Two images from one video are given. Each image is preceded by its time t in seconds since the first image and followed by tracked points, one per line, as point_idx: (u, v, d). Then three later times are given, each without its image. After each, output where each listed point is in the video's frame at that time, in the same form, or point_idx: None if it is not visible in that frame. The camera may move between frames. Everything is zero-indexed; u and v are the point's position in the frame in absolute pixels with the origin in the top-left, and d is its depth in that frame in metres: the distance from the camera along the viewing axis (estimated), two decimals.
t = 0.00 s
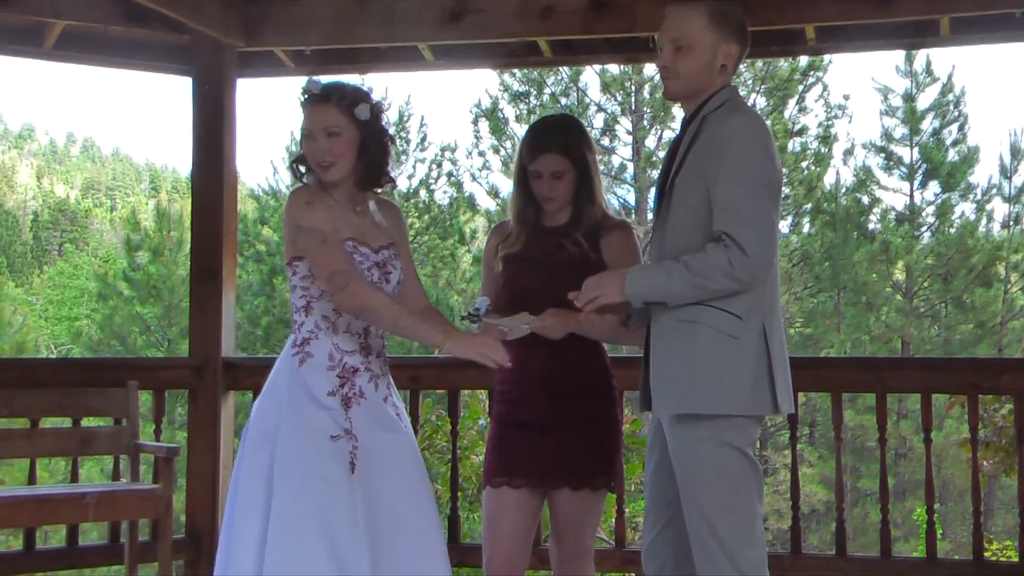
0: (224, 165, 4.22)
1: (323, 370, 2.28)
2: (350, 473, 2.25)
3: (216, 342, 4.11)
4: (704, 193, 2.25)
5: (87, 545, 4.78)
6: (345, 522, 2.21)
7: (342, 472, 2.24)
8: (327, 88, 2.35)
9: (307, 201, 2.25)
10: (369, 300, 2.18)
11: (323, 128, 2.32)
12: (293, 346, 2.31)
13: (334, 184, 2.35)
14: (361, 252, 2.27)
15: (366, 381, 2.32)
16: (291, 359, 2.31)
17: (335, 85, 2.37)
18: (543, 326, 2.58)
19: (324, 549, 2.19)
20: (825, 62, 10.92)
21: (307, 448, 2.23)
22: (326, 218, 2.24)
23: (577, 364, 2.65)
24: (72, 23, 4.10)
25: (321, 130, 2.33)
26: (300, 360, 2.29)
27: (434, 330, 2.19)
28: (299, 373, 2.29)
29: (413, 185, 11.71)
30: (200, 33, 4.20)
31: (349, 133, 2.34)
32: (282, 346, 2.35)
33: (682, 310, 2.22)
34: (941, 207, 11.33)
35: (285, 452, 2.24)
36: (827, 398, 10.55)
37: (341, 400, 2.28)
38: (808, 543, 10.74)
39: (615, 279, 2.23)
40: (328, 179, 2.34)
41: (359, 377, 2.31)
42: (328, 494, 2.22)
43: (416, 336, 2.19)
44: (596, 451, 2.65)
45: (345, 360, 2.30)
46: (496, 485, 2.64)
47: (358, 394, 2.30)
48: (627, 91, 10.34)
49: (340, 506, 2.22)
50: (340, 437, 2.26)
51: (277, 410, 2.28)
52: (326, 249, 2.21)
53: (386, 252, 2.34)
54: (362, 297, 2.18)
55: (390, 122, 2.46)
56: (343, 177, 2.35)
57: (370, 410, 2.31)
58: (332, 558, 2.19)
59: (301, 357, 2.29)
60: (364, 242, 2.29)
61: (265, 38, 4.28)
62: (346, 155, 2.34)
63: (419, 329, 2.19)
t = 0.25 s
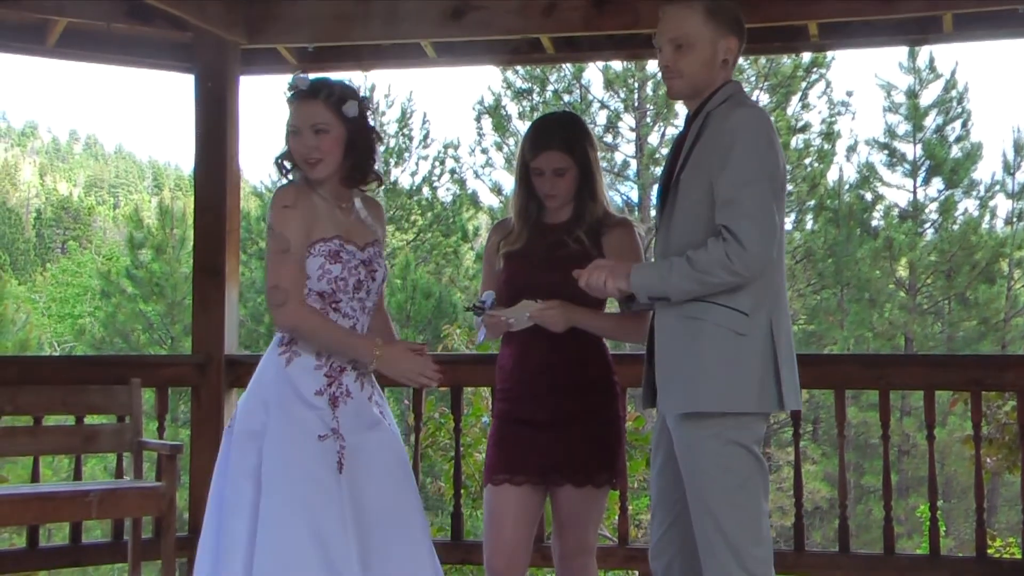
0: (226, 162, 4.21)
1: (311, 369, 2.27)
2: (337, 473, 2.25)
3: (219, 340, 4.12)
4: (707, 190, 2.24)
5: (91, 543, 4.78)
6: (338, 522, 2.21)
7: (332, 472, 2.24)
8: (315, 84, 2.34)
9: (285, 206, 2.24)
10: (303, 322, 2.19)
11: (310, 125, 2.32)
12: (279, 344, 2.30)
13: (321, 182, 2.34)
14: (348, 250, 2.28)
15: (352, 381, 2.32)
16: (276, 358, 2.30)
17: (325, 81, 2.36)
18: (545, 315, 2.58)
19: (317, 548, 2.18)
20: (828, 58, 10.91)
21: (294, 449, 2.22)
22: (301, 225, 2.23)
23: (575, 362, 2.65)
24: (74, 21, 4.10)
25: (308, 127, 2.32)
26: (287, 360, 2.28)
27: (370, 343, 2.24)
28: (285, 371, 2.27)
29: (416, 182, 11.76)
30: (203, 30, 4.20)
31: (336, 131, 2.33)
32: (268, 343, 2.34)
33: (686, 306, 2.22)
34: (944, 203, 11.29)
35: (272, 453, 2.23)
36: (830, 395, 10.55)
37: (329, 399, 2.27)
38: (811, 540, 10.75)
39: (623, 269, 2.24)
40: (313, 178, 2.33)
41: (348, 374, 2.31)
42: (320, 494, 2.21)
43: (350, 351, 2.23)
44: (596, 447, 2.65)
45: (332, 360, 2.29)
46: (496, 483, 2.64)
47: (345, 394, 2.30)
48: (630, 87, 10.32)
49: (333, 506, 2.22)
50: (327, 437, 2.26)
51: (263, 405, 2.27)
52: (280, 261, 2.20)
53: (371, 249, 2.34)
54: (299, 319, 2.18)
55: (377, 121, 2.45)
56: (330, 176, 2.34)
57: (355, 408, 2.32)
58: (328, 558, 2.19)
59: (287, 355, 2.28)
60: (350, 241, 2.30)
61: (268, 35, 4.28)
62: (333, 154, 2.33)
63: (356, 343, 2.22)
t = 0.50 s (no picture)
0: (227, 159, 4.21)
1: (310, 365, 2.27)
2: (338, 467, 2.25)
3: (220, 338, 4.12)
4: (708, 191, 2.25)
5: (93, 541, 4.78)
6: (339, 519, 2.22)
7: (331, 469, 2.24)
8: (302, 82, 2.35)
9: (271, 205, 2.23)
10: (279, 320, 2.19)
11: (298, 123, 2.32)
12: (277, 342, 2.30)
13: (309, 180, 2.35)
14: (340, 244, 2.29)
15: (350, 376, 2.33)
16: (274, 356, 2.29)
17: (312, 78, 2.36)
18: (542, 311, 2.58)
19: (317, 547, 2.19)
20: (828, 55, 10.88)
21: (295, 448, 2.22)
22: (285, 224, 2.23)
23: (575, 358, 2.65)
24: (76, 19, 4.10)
25: (296, 125, 2.33)
26: (285, 357, 2.28)
27: (350, 337, 2.27)
28: (285, 370, 2.27)
29: (417, 180, 11.84)
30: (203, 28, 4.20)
31: (324, 128, 2.34)
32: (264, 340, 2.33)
33: (689, 308, 2.22)
34: (945, 200, 11.26)
35: (272, 452, 2.23)
36: (831, 392, 10.55)
37: (329, 394, 2.28)
38: (812, 537, 10.75)
39: (628, 271, 2.25)
40: (301, 176, 2.34)
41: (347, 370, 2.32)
42: (320, 492, 2.21)
43: (328, 347, 2.25)
44: (596, 444, 2.65)
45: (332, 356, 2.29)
46: (495, 480, 2.63)
47: (344, 389, 2.31)
48: (631, 85, 10.32)
49: (333, 504, 2.22)
50: (328, 432, 2.26)
51: (263, 407, 2.27)
52: (261, 259, 2.20)
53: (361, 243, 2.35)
54: (275, 316, 2.18)
55: (365, 121, 2.45)
56: (318, 172, 2.35)
57: (353, 404, 2.33)
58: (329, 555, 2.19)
59: (285, 355, 2.28)
60: (341, 235, 2.31)
61: (269, 33, 4.27)
62: (320, 151, 2.34)
63: (338, 339, 2.25)
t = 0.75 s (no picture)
0: (225, 157, 4.21)
1: (312, 358, 2.27)
2: (343, 459, 2.25)
3: (219, 335, 4.13)
4: (714, 188, 2.24)
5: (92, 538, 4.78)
6: (340, 515, 2.22)
7: (336, 463, 2.24)
8: (296, 77, 2.34)
9: (268, 199, 2.23)
10: (284, 312, 2.18)
11: (293, 117, 2.32)
12: (279, 337, 2.30)
13: (306, 174, 2.35)
14: (338, 237, 2.29)
15: (352, 368, 2.33)
16: (276, 352, 2.29)
17: (306, 74, 2.36)
18: (540, 306, 2.58)
19: (321, 542, 2.19)
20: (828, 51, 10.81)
21: (297, 444, 2.22)
22: (283, 216, 2.23)
23: (575, 352, 2.66)
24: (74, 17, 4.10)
25: (291, 120, 2.32)
26: (287, 352, 2.27)
27: (357, 323, 2.27)
28: (286, 364, 2.27)
29: (416, 177, 11.90)
30: (201, 26, 4.19)
31: (319, 122, 2.34)
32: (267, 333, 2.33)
33: (696, 304, 2.22)
34: (944, 197, 11.29)
35: (273, 448, 2.23)
36: (830, 389, 10.54)
37: (333, 385, 2.28)
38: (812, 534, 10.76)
39: (638, 265, 2.28)
40: (297, 171, 2.33)
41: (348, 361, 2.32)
42: (322, 488, 2.21)
43: (336, 336, 2.26)
44: (594, 439, 2.65)
45: (333, 347, 2.30)
46: (492, 477, 2.64)
47: (347, 381, 2.31)
48: (630, 81, 10.30)
49: (335, 500, 2.22)
50: (333, 424, 2.26)
51: (268, 404, 2.25)
52: (262, 253, 2.19)
53: (357, 237, 2.35)
54: (280, 308, 2.18)
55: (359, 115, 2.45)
56: (314, 167, 2.35)
57: (356, 396, 2.33)
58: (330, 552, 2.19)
59: (288, 348, 2.28)
60: (338, 228, 2.31)
61: (265, 31, 4.26)
62: (316, 144, 2.34)
63: (342, 326, 2.25)
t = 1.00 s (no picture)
0: (220, 157, 4.21)
1: (307, 357, 2.28)
2: (338, 458, 2.26)
3: (213, 334, 4.12)
4: (720, 183, 2.24)
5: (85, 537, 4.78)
6: (336, 512, 2.22)
7: (331, 461, 2.24)
8: (290, 77, 2.34)
9: (264, 199, 2.23)
10: (281, 312, 2.19)
11: (289, 118, 2.32)
12: (275, 336, 2.30)
13: (299, 175, 2.35)
14: (333, 238, 2.29)
15: (347, 368, 2.34)
16: (271, 351, 2.29)
17: (301, 74, 2.36)
18: (532, 307, 2.59)
19: (317, 539, 2.19)
20: (823, 52, 10.80)
21: (292, 441, 2.22)
22: (278, 217, 2.23)
23: (569, 352, 2.66)
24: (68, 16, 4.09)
25: (286, 121, 2.32)
26: (283, 351, 2.28)
27: (354, 324, 2.27)
28: (281, 363, 2.27)
29: (410, 177, 11.86)
30: (196, 25, 4.19)
31: (314, 123, 2.34)
32: (262, 332, 2.33)
33: (698, 301, 2.23)
34: (938, 198, 11.26)
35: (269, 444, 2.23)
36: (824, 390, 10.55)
37: (327, 385, 2.28)
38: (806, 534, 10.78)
39: (639, 262, 2.26)
40: (291, 171, 2.33)
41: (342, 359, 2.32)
42: (318, 485, 2.21)
43: (334, 336, 2.26)
44: (588, 439, 2.65)
45: (328, 347, 2.30)
46: (484, 477, 2.64)
47: (342, 381, 2.31)
48: (624, 82, 10.33)
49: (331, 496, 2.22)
50: (327, 424, 2.26)
51: (255, 403, 2.25)
52: (258, 254, 2.19)
53: (352, 239, 2.36)
54: (277, 308, 2.18)
55: (352, 116, 2.46)
56: (309, 166, 2.35)
57: (350, 396, 2.33)
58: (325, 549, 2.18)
59: (283, 347, 2.28)
60: (332, 229, 2.31)
61: (261, 31, 4.26)
62: (310, 145, 2.34)
63: (338, 326, 2.25)
